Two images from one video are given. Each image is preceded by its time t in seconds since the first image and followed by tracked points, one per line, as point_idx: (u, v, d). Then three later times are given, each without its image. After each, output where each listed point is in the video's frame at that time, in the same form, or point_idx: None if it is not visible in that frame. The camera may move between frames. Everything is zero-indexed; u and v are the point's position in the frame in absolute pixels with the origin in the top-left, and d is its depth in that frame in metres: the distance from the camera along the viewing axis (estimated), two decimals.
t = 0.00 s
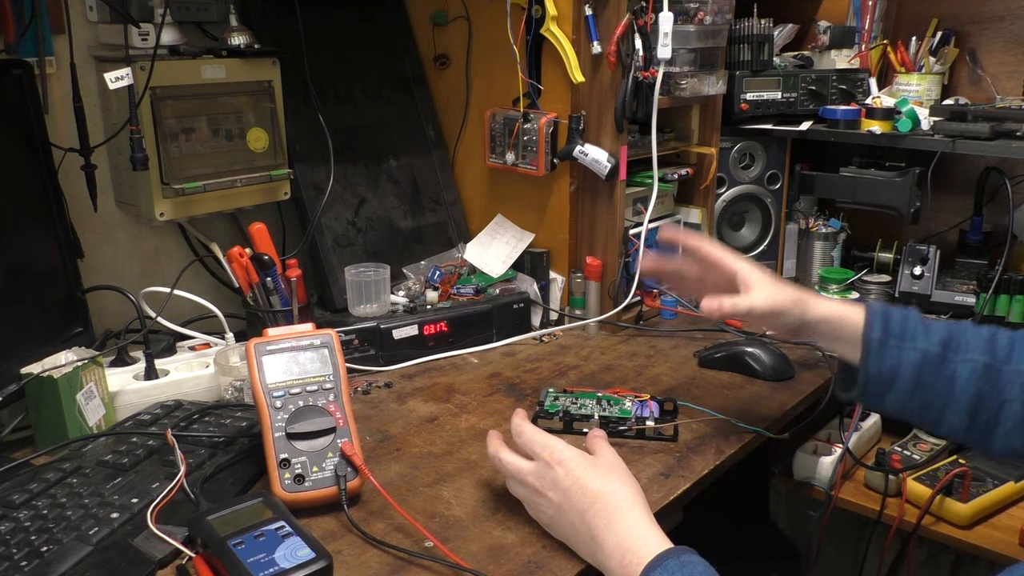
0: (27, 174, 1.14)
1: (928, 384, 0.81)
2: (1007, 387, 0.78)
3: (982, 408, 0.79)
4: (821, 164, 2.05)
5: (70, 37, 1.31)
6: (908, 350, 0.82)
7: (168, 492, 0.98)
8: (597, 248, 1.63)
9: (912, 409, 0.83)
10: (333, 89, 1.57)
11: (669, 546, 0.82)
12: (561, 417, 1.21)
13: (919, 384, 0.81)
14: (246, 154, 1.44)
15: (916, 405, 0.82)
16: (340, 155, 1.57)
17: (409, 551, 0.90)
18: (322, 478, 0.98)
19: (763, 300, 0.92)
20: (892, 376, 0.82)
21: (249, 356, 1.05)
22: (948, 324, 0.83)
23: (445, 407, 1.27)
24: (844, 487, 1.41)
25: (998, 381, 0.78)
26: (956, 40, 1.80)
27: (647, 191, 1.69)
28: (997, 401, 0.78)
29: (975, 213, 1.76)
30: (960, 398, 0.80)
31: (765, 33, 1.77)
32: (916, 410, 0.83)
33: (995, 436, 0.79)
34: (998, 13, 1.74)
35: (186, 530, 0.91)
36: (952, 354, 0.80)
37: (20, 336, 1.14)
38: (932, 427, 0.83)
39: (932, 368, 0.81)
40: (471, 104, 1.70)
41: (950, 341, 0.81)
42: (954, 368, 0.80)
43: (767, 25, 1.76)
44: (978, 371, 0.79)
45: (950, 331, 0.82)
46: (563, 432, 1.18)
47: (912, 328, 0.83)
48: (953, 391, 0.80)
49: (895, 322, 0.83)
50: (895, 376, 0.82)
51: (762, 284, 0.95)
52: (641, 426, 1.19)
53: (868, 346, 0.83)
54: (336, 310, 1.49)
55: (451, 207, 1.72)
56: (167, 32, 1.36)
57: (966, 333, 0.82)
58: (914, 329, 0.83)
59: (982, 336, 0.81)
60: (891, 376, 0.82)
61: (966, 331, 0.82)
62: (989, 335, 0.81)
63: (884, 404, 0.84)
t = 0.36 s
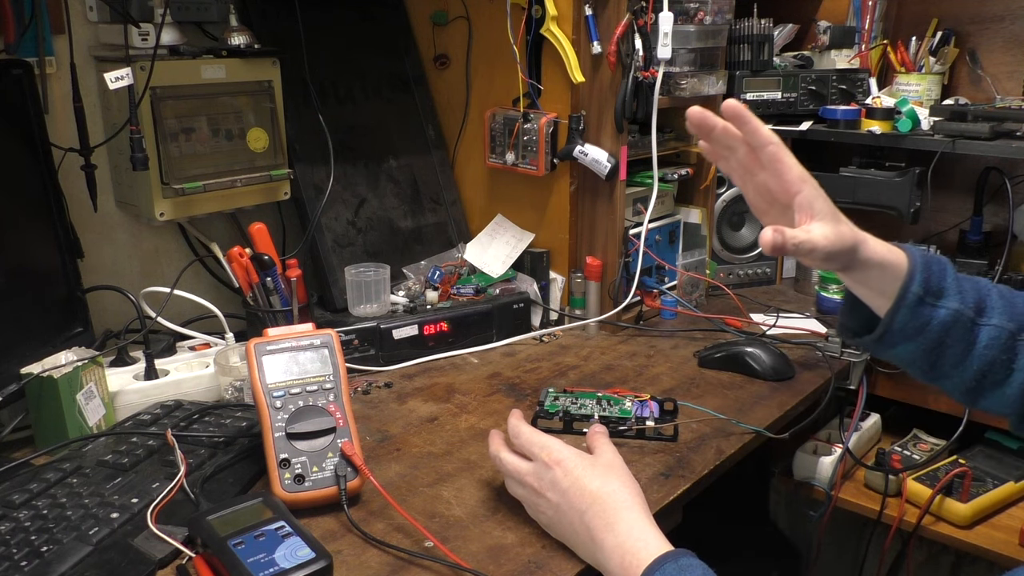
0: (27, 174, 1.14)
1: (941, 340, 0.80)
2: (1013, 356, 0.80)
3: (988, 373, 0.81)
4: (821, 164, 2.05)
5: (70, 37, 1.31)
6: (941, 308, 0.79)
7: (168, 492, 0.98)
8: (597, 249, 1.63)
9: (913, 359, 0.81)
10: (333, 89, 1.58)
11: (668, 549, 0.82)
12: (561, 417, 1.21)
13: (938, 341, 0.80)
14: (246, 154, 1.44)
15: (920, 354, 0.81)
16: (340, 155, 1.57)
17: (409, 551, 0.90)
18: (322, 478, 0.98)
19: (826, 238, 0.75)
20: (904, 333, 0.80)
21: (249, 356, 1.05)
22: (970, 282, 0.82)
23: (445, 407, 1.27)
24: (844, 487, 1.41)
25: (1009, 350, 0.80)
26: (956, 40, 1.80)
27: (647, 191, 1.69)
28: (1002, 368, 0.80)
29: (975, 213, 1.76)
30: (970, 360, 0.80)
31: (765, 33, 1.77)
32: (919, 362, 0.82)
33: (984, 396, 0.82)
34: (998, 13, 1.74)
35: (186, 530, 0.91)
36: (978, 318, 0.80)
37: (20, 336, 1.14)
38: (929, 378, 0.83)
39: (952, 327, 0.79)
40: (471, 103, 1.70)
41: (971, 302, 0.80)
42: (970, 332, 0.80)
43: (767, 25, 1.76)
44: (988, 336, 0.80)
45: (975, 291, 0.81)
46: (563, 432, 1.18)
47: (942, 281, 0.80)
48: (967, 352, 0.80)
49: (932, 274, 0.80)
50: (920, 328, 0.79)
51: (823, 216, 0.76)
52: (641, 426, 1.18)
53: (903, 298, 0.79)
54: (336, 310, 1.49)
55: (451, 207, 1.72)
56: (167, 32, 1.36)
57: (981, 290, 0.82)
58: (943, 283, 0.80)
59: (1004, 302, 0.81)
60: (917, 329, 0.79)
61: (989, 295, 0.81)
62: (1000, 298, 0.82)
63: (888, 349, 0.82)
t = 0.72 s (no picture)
0: (28, 174, 1.14)
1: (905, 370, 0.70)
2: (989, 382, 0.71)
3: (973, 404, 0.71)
4: (821, 164, 2.06)
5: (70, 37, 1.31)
6: (910, 333, 0.70)
7: (168, 492, 0.98)
8: (597, 248, 1.63)
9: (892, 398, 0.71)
10: (333, 89, 1.58)
11: (668, 551, 0.82)
12: (561, 417, 1.21)
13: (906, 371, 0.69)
14: (246, 154, 1.45)
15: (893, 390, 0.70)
16: (340, 155, 1.57)
17: (409, 551, 0.90)
18: (322, 478, 0.98)
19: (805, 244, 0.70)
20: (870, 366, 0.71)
21: (249, 356, 1.05)
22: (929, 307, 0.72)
23: (445, 407, 1.27)
24: (844, 487, 1.41)
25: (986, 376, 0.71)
26: (956, 40, 1.80)
27: (647, 191, 1.69)
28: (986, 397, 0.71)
29: (975, 213, 1.76)
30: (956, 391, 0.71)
31: (766, 33, 1.77)
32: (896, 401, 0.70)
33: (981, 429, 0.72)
34: (998, 13, 1.74)
35: (186, 530, 0.91)
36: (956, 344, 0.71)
37: (19, 336, 1.14)
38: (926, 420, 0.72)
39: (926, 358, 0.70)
40: (471, 103, 1.70)
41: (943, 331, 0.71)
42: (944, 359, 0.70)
43: (767, 25, 1.76)
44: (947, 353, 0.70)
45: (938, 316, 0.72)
46: (563, 432, 1.18)
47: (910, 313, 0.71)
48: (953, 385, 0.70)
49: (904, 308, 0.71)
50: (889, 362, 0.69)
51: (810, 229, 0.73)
52: (641, 426, 1.19)
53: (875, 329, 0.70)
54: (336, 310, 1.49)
55: (451, 207, 1.72)
56: (167, 32, 1.36)
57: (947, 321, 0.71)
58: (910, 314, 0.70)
59: (969, 321, 0.72)
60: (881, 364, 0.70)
61: (955, 315, 0.72)
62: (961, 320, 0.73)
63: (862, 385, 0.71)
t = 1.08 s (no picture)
0: (27, 174, 1.14)
1: (876, 411, 0.91)
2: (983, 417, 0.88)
3: (982, 443, 0.87)
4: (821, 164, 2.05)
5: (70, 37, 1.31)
6: (842, 372, 0.93)
7: (168, 492, 0.98)
8: (597, 248, 1.64)
9: (857, 435, 0.93)
10: (333, 89, 1.58)
11: (667, 551, 0.82)
12: (561, 417, 1.21)
13: (860, 407, 0.92)
14: (247, 154, 1.45)
15: (864, 429, 0.92)
16: (339, 155, 1.57)
17: (409, 551, 0.90)
18: (322, 478, 0.98)
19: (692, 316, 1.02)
20: (831, 401, 0.93)
21: (249, 356, 1.05)
22: (880, 350, 0.96)
23: (445, 407, 1.27)
24: (844, 487, 1.41)
25: (976, 412, 0.88)
26: (956, 40, 1.80)
27: (647, 191, 1.69)
28: (989, 433, 0.87)
29: (975, 213, 1.76)
30: (954, 433, 0.88)
31: (766, 33, 1.77)
32: (862, 437, 0.93)
33: (997, 469, 0.87)
34: (999, 13, 1.73)
35: (186, 530, 0.91)
36: (932, 382, 0.91)
37: (19, 336, 1.14)
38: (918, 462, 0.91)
39: (900, 399, 0.91)
40: (471, 103, 1.70)
41: (906, 369, 0.93)
42: (916, 399, 0.90)
43: (767, 25, 1.76)
44: (915, 391, 0.91)
45: (882, 356, 0.94)
46: (564, 433, 1.18)
47: (847, 353, 0.95)
48: (942, 425, 0.89)
49: (828, 349, 0.96)
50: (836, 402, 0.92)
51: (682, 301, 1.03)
52: (641, 426, 1.18)
53: (806, 371, 0.94)
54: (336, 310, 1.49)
55: (451, 207, 1.72)
56: (167, 33, 1.36)
57: (902, 358, 0.94)
58: (849, 353, 0.95)
59: (908, 360, 0.94)
60: (831, 399, 0.93)
61: (893, 356, 0.95)
62: (922, 358, 0.94)
63: (826, 430, 0.95)
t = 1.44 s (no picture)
0: (27, 174, 1.14)
1: (923, 436, 0.89)
2: None
3: None
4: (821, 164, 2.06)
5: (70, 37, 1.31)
6: (886, 400, 0.91)
7: (168, 492, 0.98)
8: (597, 249, 1.64)
9: (904, 460, 0.90)
10: (333, 89, 1.58)
11: (668, 554, 0.82)
12: (561, 417, 1.21)
13: (906, 433, 0.89)
14: (246, 154, 1.44)
15: (912, 454, 0.90)
16: (340, 155, 1.57)
17: (409, 551, 0.90)
18: (322, 478, 0.98)
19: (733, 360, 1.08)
20: (877, 428, 0.91)
21: (249, 356, 1.05)
22: (928, 376, 0.93)
23: (445, 407, 1.27)
24: (844, 487, 1.41)
25: None
26: (956, 40, 1.80)
27: (647, 191, 1.69)
28: None
29: (975, 213, 1.76)
30: (1002, 459, 0.85)
31: (766, 33, 1.77)
32: (912, 462, 0.91)
33: None
34: (999, 13, 1.74)
35: (186, 530, 0.91)
36: (978, 409, 0.88)
37: (20, 336, 1.14)
38: (969, 486, 0.88)
39: (946, 425, 0.88)
40: (471, 103, 1.70)
41: (953, 395, 0.89)
42: (962, 425, 0.87)
43: (767, 25, 1.76)
44: (961, 417, 0.88)
45: (929, 382, 0.92)
46: (564, 433, 1.18)
47: (893, 379, 0.93)
48: (990, 452, 0.86)
49: (874, 375, 0.93)
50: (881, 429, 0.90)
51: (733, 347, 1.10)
52: (641, 426, 1.19)
53: (851, 398, 0.92)
54: (336, 310, 1.49)
55: (451, 207, 1.72)
56: (167, 33, 1.36)
57: (950, 384, 0.91)
58: (894, 379, 0.92)
59: (956, 386, 0.90)
60: (877, 426, 0.91)
61: (940, 381, 0.92)
62: (970, 384, 0.91)
63: (876, 455, 0.92)
